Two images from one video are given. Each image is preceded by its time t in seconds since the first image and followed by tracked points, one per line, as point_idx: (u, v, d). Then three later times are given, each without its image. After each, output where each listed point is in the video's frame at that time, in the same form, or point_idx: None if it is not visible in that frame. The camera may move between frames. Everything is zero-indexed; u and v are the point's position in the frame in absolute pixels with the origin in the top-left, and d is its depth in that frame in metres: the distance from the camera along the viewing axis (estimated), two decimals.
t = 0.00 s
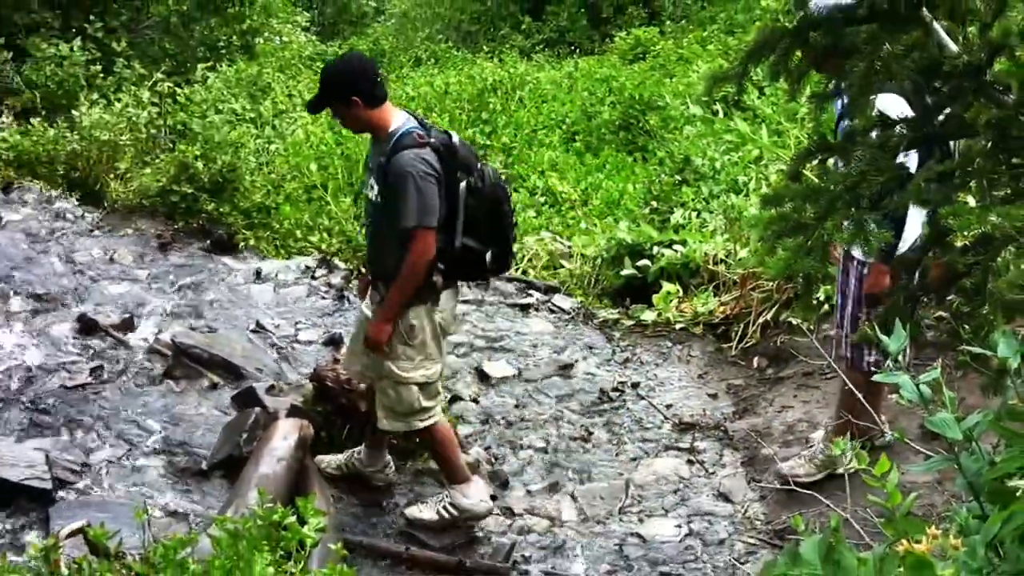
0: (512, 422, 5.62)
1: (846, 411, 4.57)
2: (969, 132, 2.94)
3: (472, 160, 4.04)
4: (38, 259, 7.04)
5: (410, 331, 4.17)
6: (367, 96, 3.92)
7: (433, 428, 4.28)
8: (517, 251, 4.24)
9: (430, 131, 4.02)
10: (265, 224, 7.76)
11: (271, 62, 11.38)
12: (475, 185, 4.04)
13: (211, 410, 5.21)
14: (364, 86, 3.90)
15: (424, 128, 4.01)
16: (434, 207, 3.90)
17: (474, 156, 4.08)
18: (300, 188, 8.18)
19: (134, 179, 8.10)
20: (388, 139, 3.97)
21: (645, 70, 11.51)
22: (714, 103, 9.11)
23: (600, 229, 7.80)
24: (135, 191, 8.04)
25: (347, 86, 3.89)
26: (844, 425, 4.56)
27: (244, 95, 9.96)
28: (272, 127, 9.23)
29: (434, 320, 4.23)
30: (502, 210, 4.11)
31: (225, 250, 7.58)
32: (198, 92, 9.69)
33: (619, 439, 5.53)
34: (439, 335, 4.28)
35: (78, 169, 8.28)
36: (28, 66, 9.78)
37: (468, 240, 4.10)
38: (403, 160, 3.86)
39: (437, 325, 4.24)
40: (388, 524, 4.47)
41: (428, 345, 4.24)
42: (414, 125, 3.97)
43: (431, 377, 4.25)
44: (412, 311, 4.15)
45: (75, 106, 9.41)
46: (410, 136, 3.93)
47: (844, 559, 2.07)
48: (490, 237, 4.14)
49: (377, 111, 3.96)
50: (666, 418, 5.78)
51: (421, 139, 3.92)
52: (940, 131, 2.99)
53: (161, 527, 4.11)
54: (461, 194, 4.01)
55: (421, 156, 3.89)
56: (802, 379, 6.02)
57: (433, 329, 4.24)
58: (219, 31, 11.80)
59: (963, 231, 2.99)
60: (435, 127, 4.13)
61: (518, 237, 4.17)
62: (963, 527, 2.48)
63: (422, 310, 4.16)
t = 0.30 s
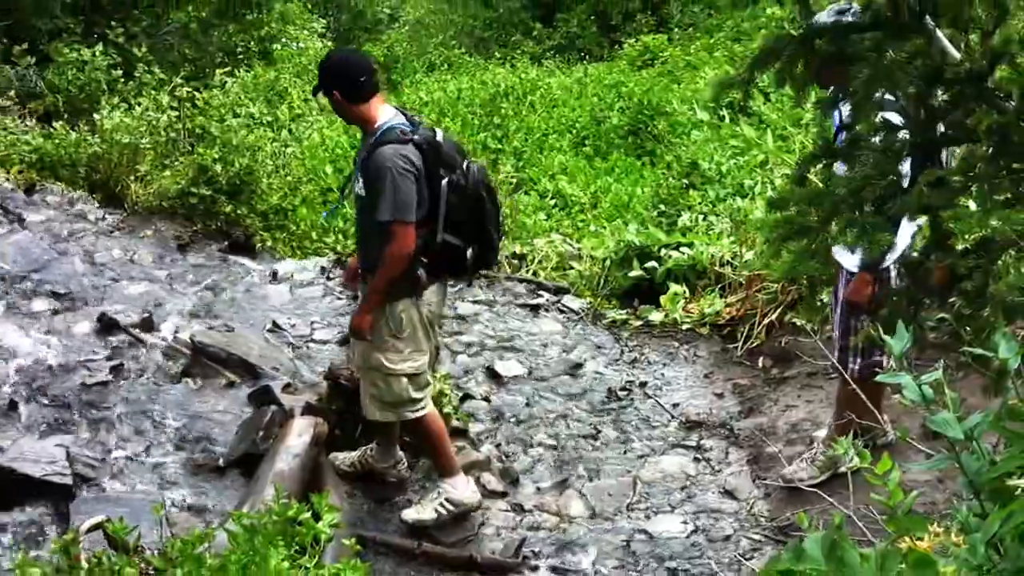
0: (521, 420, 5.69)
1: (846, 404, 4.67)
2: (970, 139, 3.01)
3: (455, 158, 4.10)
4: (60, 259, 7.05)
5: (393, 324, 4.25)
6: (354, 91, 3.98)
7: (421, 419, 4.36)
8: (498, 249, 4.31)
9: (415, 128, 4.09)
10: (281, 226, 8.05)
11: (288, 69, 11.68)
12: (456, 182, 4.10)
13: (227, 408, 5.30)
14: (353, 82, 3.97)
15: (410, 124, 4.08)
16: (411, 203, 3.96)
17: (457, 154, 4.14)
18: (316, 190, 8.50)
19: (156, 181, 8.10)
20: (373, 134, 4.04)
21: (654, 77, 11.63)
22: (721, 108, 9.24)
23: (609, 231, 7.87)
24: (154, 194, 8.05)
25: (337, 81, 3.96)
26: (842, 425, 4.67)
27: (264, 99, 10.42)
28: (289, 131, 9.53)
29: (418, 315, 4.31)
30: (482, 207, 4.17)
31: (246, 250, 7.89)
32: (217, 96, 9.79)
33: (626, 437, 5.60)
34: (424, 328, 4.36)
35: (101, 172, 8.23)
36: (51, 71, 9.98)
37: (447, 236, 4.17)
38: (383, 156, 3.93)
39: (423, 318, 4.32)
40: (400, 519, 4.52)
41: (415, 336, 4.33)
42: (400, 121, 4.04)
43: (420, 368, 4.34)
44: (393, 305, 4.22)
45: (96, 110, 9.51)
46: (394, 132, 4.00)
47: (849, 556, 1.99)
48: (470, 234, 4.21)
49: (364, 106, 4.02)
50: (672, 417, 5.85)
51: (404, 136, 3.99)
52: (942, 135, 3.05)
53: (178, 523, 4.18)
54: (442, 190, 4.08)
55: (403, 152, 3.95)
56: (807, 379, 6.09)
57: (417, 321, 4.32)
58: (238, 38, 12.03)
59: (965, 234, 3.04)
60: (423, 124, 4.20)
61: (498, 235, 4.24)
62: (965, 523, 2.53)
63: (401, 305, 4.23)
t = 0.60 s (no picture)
0: (531, 434, 5.78)
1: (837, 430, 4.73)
2: (970, 161, 3.09)
3: (463, 192, 4.16)
4: (81, 277, 7.20)
5: (394, 345, 4.36)
6: (373, 117, 4.09)
7: (438, 434, 4.45)
8: (503, 285, 4.33)
9: (429, 158, 4.17)
10: (296, 244, 8.09)
11: (304, 92, 11.72)
12: (462, 216, 4.16)
13: (245, 422, 5.41)
14: (372, 109, 4.07)
15: (424, 155, 4.17)
16: (409, 233, 4.05)
17: (468, 189, 4.20)
18: (331, 210, 8.59)
19: (174, 201, 8.20)
20: (386, 160, 4.15)
21: (660, 100, 11.78)
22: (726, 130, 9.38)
23: (617, 250, 7.97)
24: (174, 214, 8.14)
25: (357, 106, 4.08)
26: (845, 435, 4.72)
27: (280, 122, 10.50)
28: (304, 152, 9.60)
29: (424, 338, 4.37)
30: (486, 243, 4.21)
31: (262, 269, 7.94)
32: (235, 118, 9.95)
33: (634, 450, 5.68)
34: (434, 352, 4.41)
35: (122, 193, 8.32)
36: (74, 94, 10.01)
37: (449, 267, 4.23)
38: (388, 183, 4.04)
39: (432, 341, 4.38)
40: (412, 531, 4.61)
41: (423, 358, 4.39)
42: (413, 151, 4.13)
43: (429, 387, 4.41)
44: (395, 326, 4.33)
45: (117, 132, 9.63)
46: (404, 161, 4.10)
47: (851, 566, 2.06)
48: (473, 268, 4.26)
49: (382, 132, 4.13)
50: (679, 430, 5.93)
51: (413, 165, 4.08)
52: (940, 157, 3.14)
53: (198, 534, 4.28)
54: (446, 221, 4.15)
55: (408, 182, 4.05)
56: (811, 395, 6.22)
57: (427, 344, 4.38)
58: (255, 61, 12.07)
59: (966, 254, 3.14)
60: (442, 155, 4.28)
61: (501, 273, 4.27)
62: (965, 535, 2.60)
63: (402, 328, 4.33)
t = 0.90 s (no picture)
0: (536, 436, 5.87)
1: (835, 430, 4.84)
2: (963, 169, 3.16)
3: (476, 214, 4.26)
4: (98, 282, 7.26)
5: (406, 354, 4.46)
6: (391, 137, 4.20)
7: (454, 437, 4.53)
8: (512, 303, 4.43)
9: (443, 179, 4.27)
10: (308, 250, 8.20)
11: (314, 101, 11.88)
12: (474, 236, 4.26)
13: (256, 425, 5.51)
14: (391, 131, 4.18)
15: (439, 175, 4.27)
16: (422, 252, 4.16)
17: (480, 211, 4.30)
18: (341, 217, 8.70)
19: (188, 209, 8.32)
20: (402, 179, 4.25)
21: (660, 110, 11.90)
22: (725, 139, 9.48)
23: (619, 256, 8.05)
24: (187, 221, 8.24)
25: (376, 126, 4.17)
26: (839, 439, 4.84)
27: (291, 132, 10.62)
28: (315, 162, 9.76)
29: (435, 349, 4.46)
30: (497, 263, 4.30)
31: (273, 275, 8.05)
32: (247, 128, 10.09)
33: (636, 452, 5.76)
34: (445, 361, 4.51)
35: (137, 200, 8.52)
36: (90, 105, 10.06)
37: (460, 285, 4.34)
38: (403, 203, 4.14)
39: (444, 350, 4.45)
40: (420, 530, 4.69)
41: (436, 366, 4.49)
42: (428, 171, 4.23)
43: (443, 392, 4.49)
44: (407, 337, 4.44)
45: (133, 141, 9.74)
46: (418, 181, 4.20)
47: (846, 564, 2.13)
48: (483, 286, 4.36)
49: (399, 152, 4.23)
50: (679, 432, 6.01)
51: (428, 186, 4.18)
52: (935, 165, 3.22)
53: (212, 532, 4.40)
54: (458, 241, 4.25)
55: (422, 203, 4.15)
56: (807, 399, 6.32)
57: (439, 353, 4.47)
58: (267, 72, 12.23)
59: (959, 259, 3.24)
60: (457, 176, 4.38)
61: (510, 292, 4.37)
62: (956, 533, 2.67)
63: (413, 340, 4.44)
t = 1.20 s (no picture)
0: (539, 431, 5.95)
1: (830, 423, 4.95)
2: (954, 170, 3.24)
3: (461, 205, 4.36)
4: (109, 283, 7.39)
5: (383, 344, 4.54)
6: (384, 128, 4.27)
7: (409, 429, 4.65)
8: (490, 298, 4.52)
9: (432, 169, 4.37)
10: (314, 250, 8.31)
11: (321, 105, 12.07)
12: (457, 227, 4.37)
13: (266, 421, 5.61)
14: (386, 121, 4.25)
15: (428, 165, 4.36)
16: (410, 235, 4.23)
17: (466, 203, 4.40)
18: (347, 218, 8.81)
19: (198, 212, 8.44)
20: (392, 167, 4.33)
21: (659, 113, 11.99)
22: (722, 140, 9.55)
23: (619, 255, 8.13)
24: (197, 221, 8.43)
25: (372, 115, 4.25)
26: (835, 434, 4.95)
27: (297, 134, 10.77)
28: (322, 164, 9.90)
29: (410, 341, 4.54)
30: (478, 256, 4.41)
31: (281, 274, 8.11)
32: (255, 131, 10.21)
33: (636, 446, 5.85)
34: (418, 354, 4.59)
35: (147, 202, 8.63)
36: (100, 108, 10.30)
37: (441, 274, 4.43)
38: (392, 187, 4.22)
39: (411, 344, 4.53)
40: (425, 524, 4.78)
41: (409, 359, 4.57)
42: (419, 161, 4.32)
43: (405, 387, 4.58)
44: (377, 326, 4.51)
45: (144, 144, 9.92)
46: (409, 168, 4.28)
47: (843, 556, 2.11)
48: (463, 277, 4.45)
49: (392, 140, 4.31)
50: (678, 427, 6.09)
51: (417, 174, 4.27)
52: (928, 166, 3.32)
53: (222, 525, 4.49)
54: (441, 230, 4.35)
55: (412, 188, 4.23)
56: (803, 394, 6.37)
57: (411, 351, 4.56)
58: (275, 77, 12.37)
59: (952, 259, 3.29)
60: (445, 169, 4.48)
61: (489, 286, 4.47)
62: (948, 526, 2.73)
63: (392, 328, 4.52)
